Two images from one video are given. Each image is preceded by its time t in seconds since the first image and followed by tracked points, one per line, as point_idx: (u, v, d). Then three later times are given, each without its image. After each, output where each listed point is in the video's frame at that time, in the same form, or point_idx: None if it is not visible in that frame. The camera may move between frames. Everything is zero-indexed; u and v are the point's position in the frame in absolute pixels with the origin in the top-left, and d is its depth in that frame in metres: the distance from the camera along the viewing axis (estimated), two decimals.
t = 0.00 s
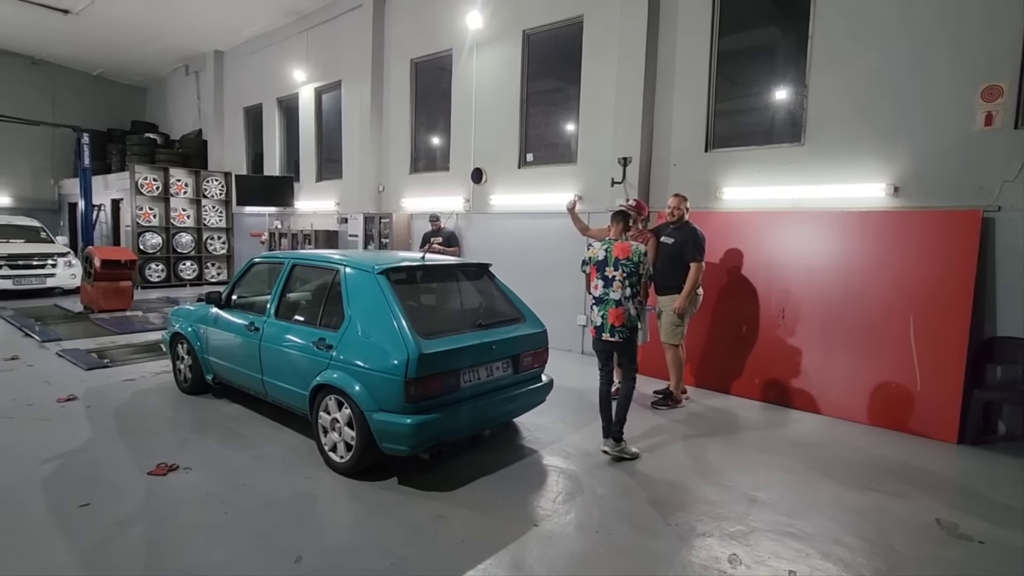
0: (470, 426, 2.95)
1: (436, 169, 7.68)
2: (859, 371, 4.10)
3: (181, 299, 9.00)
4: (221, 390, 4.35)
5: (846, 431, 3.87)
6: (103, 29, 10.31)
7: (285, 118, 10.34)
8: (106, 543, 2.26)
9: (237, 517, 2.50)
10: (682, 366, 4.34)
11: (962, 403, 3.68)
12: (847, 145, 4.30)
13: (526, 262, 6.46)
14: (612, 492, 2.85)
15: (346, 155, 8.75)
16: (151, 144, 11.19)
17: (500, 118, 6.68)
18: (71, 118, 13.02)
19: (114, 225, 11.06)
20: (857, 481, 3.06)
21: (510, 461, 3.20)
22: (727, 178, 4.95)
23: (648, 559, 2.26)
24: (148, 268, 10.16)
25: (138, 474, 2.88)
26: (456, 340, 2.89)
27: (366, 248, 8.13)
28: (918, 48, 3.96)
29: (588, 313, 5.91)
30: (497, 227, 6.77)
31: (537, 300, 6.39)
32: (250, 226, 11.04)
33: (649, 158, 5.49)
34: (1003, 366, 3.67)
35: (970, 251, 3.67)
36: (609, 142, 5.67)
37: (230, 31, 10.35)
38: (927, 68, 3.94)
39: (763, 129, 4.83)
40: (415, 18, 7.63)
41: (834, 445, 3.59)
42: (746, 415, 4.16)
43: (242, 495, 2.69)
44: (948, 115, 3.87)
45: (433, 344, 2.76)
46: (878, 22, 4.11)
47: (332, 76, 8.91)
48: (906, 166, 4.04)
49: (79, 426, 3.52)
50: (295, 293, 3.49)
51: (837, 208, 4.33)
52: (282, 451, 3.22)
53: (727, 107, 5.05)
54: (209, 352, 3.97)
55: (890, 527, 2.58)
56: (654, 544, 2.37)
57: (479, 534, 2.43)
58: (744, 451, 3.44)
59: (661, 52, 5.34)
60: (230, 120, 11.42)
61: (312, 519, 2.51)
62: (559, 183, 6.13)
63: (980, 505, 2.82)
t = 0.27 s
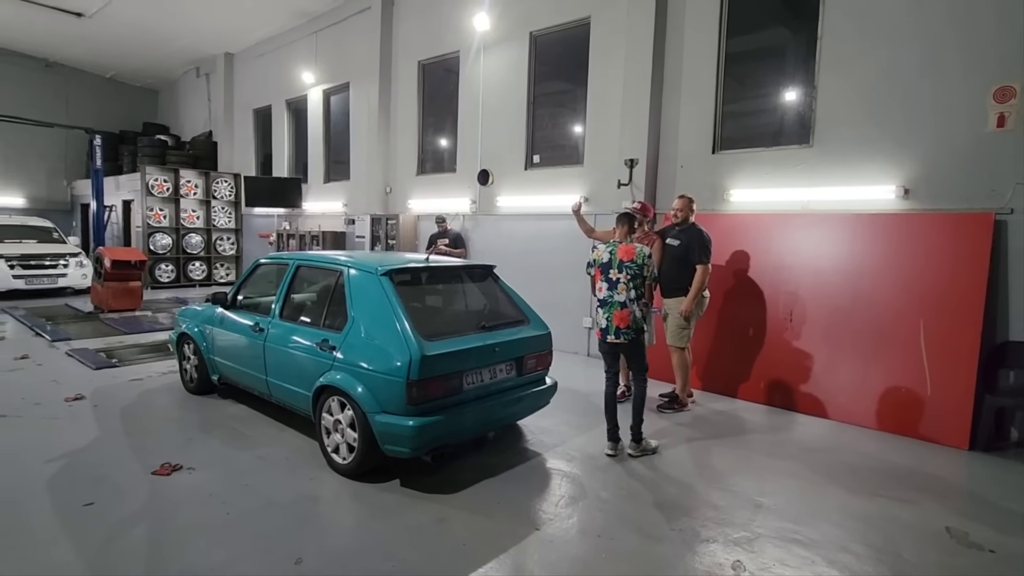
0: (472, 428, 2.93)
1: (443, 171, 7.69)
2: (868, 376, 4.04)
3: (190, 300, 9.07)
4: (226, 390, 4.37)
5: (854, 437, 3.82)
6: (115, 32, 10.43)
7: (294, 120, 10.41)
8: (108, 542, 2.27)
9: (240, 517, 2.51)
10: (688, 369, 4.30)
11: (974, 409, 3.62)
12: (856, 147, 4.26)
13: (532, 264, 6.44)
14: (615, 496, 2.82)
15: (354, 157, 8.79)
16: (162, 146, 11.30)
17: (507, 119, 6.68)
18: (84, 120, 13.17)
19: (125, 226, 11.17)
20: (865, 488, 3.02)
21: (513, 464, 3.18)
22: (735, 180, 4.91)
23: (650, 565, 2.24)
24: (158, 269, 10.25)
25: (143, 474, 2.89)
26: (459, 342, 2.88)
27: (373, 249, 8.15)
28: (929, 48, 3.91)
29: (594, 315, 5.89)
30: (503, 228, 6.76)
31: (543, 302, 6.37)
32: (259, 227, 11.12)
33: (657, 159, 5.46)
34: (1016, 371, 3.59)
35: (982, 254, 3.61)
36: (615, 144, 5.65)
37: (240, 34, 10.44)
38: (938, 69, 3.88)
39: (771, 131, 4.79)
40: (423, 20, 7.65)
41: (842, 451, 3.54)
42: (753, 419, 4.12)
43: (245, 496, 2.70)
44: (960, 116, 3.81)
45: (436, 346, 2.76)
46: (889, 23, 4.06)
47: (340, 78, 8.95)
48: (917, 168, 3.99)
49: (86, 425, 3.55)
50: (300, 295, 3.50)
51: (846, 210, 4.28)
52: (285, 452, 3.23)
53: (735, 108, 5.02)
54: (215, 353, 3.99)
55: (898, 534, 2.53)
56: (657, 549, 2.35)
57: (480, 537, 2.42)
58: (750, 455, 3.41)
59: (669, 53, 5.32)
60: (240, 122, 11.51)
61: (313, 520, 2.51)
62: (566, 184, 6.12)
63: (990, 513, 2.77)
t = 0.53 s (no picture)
0: (474, 429, 2.92)
1: (447, 171, 7.68)
2: (874, 378, 4.01)
3: (196, 299, 9.11)
4: (230, 390, 4.37)
5: (860, 440, 3.78)
6: (123, 33, 10.49)
7: (299, 120, 10.43)
8: (110, 541, 2.27)
9: (241, 517, 2.50)
10: (693, 371, 4.27)
11: (983, 412, 3.57)
12: (863, 147, 4.22)
13: (537, 265, 6.43)
14: (617, 498, 2.80)
15: (359, 157, 8.80)
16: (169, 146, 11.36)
17: (512, 120, 6.66)
18: (92, 120, 13.26)
19: (132, 225, 11.24)
20: (871, 491, 2.98)
21: (515, 465, 3.17)
22: (740, 181, 4.88)
23: (652, 568, 2.22)
24: (164, 268, 10.30)
25: (145, 473, 2.89)
26: (462, 342, 2.87)
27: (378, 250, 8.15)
28: (937, 48, 3.87)
29: (598, 316, 5.87)
30: (507, 229, 6.75)
31: (547, 303, 6.35)
32: (265, 228, 11.15)
33: (662, 160, 5.43)
34: None
35: (991, 256, 3.57)
36: (620, 144, 5.62)
37: (245, 35, 10.48)
38: (947, 68, 3.84)
39: (777, 131, 4.76)
40: (428, 21, 7.65)
41: (848, 454, 3.50)
42: (758, 422, 4.09)
43: (246, 496, 2.69)
44: (969, 116, 3.77)
45: (438, 347, 2.75)
46: (897, 22, 4.02)
47: (346, 79, 8.97)
48: (925, 169, 3.94)
49: (90, 423, 3.56)
50: (303, 295, 3.50)
51: (853, 211, 4.24)
52: (287, 452, 3.23)
53: (740, 108, 4.98)
54: (218, 352, 4.00)
55: (904, 539, 2.50)
56: (659, 553, 2.33)
57: (481, 538, 2.41)
58: (754, 458, 3.38)
59: (674, 53, 5.29)
60: (246, 123, 11.56)
61: (314, 520, 2.50)
62: (570, 185, 6.10)
63: (999, 518, 2.73)
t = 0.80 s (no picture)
0: (476, 430, 2.91)
1: (448, 171, 7.68)
2: (876, 378, 4.00)
3: (197, 299, 9.10)
4: (231, 389, 4.37)
5: (863, 440, 3.77)
6: (124, 32, 10.49)
7: (300, 120, 10.43)
8: (110, 541, 2.26)
9: (242, 517, 2.50)
10: (694, 371, 4.26)
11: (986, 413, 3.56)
12: (865, 147, 4.20)
13: (538, 265, 6.42)
14: (619, 499, 2.79)
15: (360, 157, 8.79)
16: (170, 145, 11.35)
17: (513, 119, 6.66)
18: (93, 120, 13.25)
19: (133, 225, 11.24)
20: (874, 492, 2.97)
21: (517, 466, 3.16)
22: (742, 180, 4.87)
23: (655, 569, 2.21)
24: (165, 268, 10.30)
25: (146, 472, 2.89)
26: (464, 342, 2.86)
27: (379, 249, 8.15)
28: (940, 47, 3.85)
29: (600, 316, 5.86)
30: (508, 228, 6.74)
31: (549, 303, 6.34)
32: (266, 227, 11.15)
33: (663, 159, 5.42)
34: None
35: (994, 256, 3.56)
36: (621, 144, 5.62)
37: (246, 34, 10.47)
38: (949, 67, 3.82)
39: (778, 131, 4.74)
40: (429, 21, 7.65)
41: (851, 455, 3.49)
42: (760, 422, 4.07)
43: (247, 496, 2.69)
44: (972, 116, 3.75)
45: (439, 347, 2.74)
46: (900, 21, 4.01)
47: (347, 78, 8.96)
48: (928, 168, 3.93)
49: (90, 423, 3.55)
50: (304, 294, 3.49)
51: (855, 210, 4.23)
52: (288, 452, 3.22)
53: (742, 108, 4.97)
54: (219, 352, 3.99)
55: (908, 540, 2.49)
56: (662, 554, 2.31)
57: (483, 539, 2.40)
58: (756, 458, 3.37)
59: (676, 52, 5.28)
60: (247, 122, 11.55)
61: (315, 521, 2.49)
62: (571, 185, 6.09)
63: (1003, 519, 2.72)
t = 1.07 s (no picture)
0: (479, 431, 2.91)
1: (448, 171, 7.67)
2: (876, 378, 4.01)
3: (195, 299, 9.08)
4: (231, 390, 4.35)
5: (864, 440, 3.78)
6: (121, 32, 10.45)
7: (299, 119, 10.41)
8: (113, 543, 2.26)
9: (245, 519, 2.49)
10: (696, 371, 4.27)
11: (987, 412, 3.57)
12: (866, 147, 4.21)
13: (538, 265, 6.41)
14: (622, 500, 2.79)
15: (359, 157, 8.77)
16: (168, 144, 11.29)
17: (513, 119, 6.65)
18: (90, 119, 13.20)
19: (131, 225, 11.20)
20: (877, 492, 2.98)
21: (520, 467, 3.15)
22: (742, 180, 4.87)
23: (659, 570, 2.21)
24: (163, 268, 10.28)
25: (148, 474, 2.88)
26: (466, 344, 2.86)
27: (378, 249, 8.13)
28: (941, 47, 3.86)
29: (600, 316, 5.86)
30: (508, 228, 6.74)
31: (548, 303, 6.35)
32: (264, 227, 11.09)
33: (664, 159, 5.42)
34: None
35: (994, 256, 3.57)
36: (622, 144, 5.61)
37: (244, 34, 10.44)
38: (950, 68, 3.83)
39: (779, 131, 4.74)
40: (428, 20, 7.63)
41: (852, 455, 3.50)
42: (761, 422, 4.08)
43: (250, 498, 2.68)
44: (973, 116, 3.76)
45: (442, 348, 2.74)
46: (901, 21, 4.01)
47: (345, 78, 8.94)
48: (928, 169, 3.94)
49: (91, 425, 3.54)
50: (305, 295, 3.48)
51: (855, 210, 4.24)
52: (290, 453, 3.22)
53: (742, 108, 4.97)
54: (220, 352, 3.98)
55: (911, 541, 2.50)
56: (666, 555, 2.31)
57: (487, 540, 2.40)
58: (758, 458, 3.37)
59: (676, 52, 5.28)
60: (245, 122, 11.52)
61: (319, 523, 2.49)
62: (572, 184, 6.09)
63: (1005, 518, 2.72)
